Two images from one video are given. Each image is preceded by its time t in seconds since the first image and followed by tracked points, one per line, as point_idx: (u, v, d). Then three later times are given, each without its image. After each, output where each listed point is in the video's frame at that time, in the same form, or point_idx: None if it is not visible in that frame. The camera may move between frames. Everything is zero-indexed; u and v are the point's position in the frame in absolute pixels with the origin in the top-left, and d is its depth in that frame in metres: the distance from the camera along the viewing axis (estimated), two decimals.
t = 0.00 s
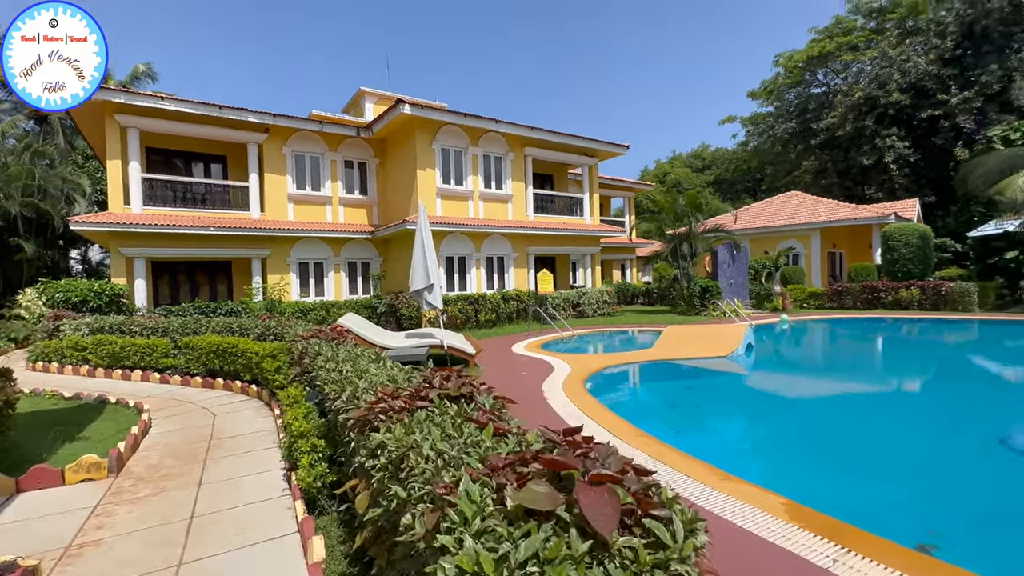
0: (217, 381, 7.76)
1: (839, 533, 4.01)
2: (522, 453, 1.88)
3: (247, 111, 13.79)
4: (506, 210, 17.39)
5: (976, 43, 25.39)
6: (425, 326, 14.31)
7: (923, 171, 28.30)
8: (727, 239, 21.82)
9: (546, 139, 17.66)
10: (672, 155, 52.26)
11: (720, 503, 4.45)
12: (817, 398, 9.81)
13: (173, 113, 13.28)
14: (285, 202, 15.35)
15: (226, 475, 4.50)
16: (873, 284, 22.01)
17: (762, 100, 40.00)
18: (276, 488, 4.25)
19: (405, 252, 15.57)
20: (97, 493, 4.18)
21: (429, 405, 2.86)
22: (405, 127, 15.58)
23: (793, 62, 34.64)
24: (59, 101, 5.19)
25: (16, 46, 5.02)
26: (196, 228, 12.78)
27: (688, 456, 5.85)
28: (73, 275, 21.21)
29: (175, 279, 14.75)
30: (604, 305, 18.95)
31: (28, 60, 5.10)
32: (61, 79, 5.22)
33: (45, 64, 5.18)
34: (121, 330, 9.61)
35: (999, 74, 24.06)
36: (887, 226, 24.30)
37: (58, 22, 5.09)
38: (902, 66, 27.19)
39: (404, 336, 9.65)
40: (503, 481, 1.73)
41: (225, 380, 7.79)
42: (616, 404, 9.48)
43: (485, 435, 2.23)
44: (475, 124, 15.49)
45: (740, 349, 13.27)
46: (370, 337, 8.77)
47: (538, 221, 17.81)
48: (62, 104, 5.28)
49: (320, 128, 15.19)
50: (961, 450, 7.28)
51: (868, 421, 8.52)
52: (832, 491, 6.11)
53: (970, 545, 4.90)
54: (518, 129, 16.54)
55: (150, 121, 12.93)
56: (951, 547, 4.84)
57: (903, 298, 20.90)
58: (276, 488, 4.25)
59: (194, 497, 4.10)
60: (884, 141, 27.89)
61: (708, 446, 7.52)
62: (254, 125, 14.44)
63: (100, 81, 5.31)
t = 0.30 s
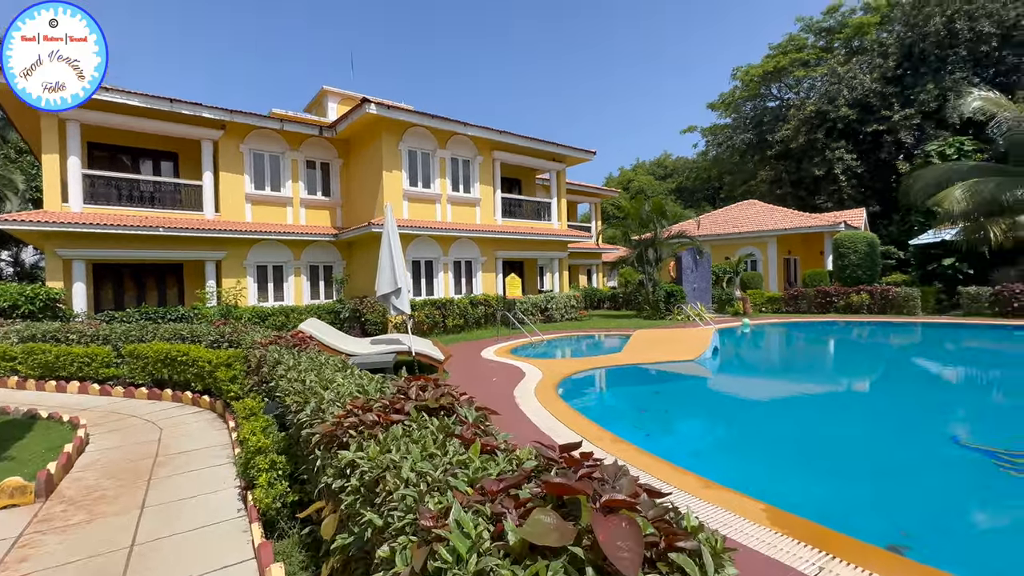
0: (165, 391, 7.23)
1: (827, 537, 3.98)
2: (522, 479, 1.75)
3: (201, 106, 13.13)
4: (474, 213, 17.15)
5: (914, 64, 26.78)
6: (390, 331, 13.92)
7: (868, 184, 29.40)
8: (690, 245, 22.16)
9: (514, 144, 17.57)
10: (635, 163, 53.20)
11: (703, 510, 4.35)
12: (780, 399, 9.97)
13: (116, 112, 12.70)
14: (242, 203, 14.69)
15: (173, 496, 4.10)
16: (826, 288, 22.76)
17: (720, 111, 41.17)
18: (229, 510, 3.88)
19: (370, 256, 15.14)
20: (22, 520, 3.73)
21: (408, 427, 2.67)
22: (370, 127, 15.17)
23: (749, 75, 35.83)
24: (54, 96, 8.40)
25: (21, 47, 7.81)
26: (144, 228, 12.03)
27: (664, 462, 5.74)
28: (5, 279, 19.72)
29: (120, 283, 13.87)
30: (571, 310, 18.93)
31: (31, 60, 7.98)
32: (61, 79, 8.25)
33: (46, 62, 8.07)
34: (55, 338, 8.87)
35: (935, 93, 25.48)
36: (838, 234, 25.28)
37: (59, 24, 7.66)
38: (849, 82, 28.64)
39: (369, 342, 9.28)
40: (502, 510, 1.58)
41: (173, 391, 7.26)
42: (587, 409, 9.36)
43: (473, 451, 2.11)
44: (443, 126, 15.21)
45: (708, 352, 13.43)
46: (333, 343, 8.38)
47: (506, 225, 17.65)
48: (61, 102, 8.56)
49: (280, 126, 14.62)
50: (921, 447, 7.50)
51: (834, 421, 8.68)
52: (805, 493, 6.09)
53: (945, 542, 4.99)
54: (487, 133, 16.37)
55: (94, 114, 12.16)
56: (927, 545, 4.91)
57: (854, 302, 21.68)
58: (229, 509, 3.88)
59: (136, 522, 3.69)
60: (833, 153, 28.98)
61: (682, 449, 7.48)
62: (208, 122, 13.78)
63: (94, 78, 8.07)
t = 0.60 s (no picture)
0: (80, 408, 6.49)
1: (785, 538, 3.98)
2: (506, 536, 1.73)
3: (126, 95, 12.15)
4: (426, 217, 16.75)
5: (837, 85, 28.56)
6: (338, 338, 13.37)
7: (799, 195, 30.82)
8: (639, 251, 22.57)
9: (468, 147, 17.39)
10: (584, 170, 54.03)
11: (664, 515, 4.27)
12: (725, 399, 10.20)
13: (23, 105, 11.91)
14: (173, 202, 13.70)
15: (87, 530, 3.60)
16: (764, 292, 23.64)
17: (665, 123, 42.47)
18: (155, 541, 3.44)
19: (317, 259, 14.51)
20: None
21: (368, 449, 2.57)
22: (316, 125, 14.57)
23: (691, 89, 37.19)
24: (54, 96, 10.36)
25: (21, 46, 9.61)
26: (59, 227, 10.95)
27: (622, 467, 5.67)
28: None
29: (29, 288, 12.57)
30: (525, 314, 18.86)
31: (30, 60, 9.87)
32: (58, 78, 10.10)
33: (45, 62, 9.92)
34: None
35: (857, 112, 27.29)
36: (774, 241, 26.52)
37: (58, 28, 9.38)
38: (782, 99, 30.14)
39: (316, 350, 8.78)
40: (489, 555, 1.58)
41: (90, 407, 6.53)
42: (542, 414, 9.20)
43: (444, 479, 2.11)
44: (394, 126, 14.80)
45: (660, 356, 13.66)
46: (276, 351, 7.86)
47: (459, 229, 17.40)
48: (59, 101, 10.61)
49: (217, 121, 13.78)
50: (861, 441, 7.81)
51: (781, 419, 8.93)
52: (755, 491, 6.16)
53: (887, 532, 5.12)
54: (440, 135, 16.09)
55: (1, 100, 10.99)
56: (874, 538, 5.02)
57: (789, 305, 22.69)
58: (155, 541, 3.44)
59: (38, 562, 3.18)
60: (768, 166, 30.43)
61: (639, 451, 7.43)
62: (135, 113, 12.78)
63: (90, 77, 9.91)
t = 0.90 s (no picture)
0: None
1: (702, 529, 4.02)
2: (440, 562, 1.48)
3: None
4: (337, 216, 15.85)
5: (726, 109, 31.02)
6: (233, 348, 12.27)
7: (695, 207, 32.85)
8: (554, 255, 22.91)
9: (381, 145, 16.73)
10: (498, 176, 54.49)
11: (588, 516, 4.16)
12: (632, 397, 10.51)
13: None
14: (27, 191, 11.79)
15: None
16: (666, 295, 24.89)
17: (577, 133, 43.90)
18: None
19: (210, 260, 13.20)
20: None
21: (277, 476, 2.30)
22: (210, 111, 13.27)
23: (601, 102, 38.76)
24: (55, 96, 10.49)
25: (18, 46, 9.71)
26: None
27: (542, 469, 5.56)
28: None
29: None
30: (441, 319, 18.48)
31: (28, 61, 9.98)
32: (57, 80, 10.29)
33: (44, 62, 10.10)
34: None
35: (742, 134, 29.80)
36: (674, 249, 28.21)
37: (57, 23, 9.37)
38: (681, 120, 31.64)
39: (208, 361, 7.87)
40: None
41: None
42: (459, 420, 8.88)
43: (371, 506, 1.90)
44: (300, 118, 13.86)
45: (576, 358, 13.89)
46: (157, 364, 6.91)
47: (372, 230, 16.68)
48: (58, 102, 10.68)
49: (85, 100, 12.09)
50: (758, 430, 8.31)
51: (687, 414, 9.33)
52: (668, 483, 6.31)
53: (787, 516, 5.40)
54: (352, 131, 15.31)
55: None
56: (777, 522, 5.25)
57: (688, 308, 24.06)
58: None
59: None
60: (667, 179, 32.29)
61: (557, 453, 7.35)
62: None
63: (87, 80, 10.03)
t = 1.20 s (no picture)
0: None
1: (593, 519, 4.10)
2: (330, 562, 1.76)
3: None
4: (200, 210, 14.28)
5: (605, 125, 32.90)
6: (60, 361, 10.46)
7: (581, 212, 34.11)
8: (445, 257, 22.56)
9: (254, 134, 15.37)
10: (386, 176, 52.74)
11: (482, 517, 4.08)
12: (517, 397, 10.65)
13: None
14: None
15: None
16: (553, 297, 25.58)
17: (467, 137, 43.92)
18: None
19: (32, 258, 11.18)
20: None
21: (134, 518, 2.37)
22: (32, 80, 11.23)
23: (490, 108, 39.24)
24: (56, 96, 10.29)
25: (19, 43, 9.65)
26: None
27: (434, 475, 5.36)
28: None
29: None
30: (323, 324, 17.38)
31: (29, 60, 9.85)
32: (57, 79, 10.11)
33: (44, 62, 9.97)
34: None
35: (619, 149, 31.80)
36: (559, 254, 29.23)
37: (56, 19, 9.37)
38: (563, 130, 33.13)
39: (26, 378, 6.57)
40: None
41: None
42: (344, 431, 8.34)
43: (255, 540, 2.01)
44: (152, 95, 12.24)
45: (469, 362, 13.81)
46: None
47: (243, 227, 15.27)
48: (59, 102, 10.46)
49: None
50: (638, 421, 8.80)
51: (574, 411, 9.63)
52: (559, 478, 6.42)
53: (667, 499, 5.73)
54: (217, 115, 13.88)
55: None
56: (659, 506, 5.55)
57: (572, 309, 24.94)
58: None
59: None
60: (552, 189, 33.61)
61: (448, 459, 7.17)
62: None
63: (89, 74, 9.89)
